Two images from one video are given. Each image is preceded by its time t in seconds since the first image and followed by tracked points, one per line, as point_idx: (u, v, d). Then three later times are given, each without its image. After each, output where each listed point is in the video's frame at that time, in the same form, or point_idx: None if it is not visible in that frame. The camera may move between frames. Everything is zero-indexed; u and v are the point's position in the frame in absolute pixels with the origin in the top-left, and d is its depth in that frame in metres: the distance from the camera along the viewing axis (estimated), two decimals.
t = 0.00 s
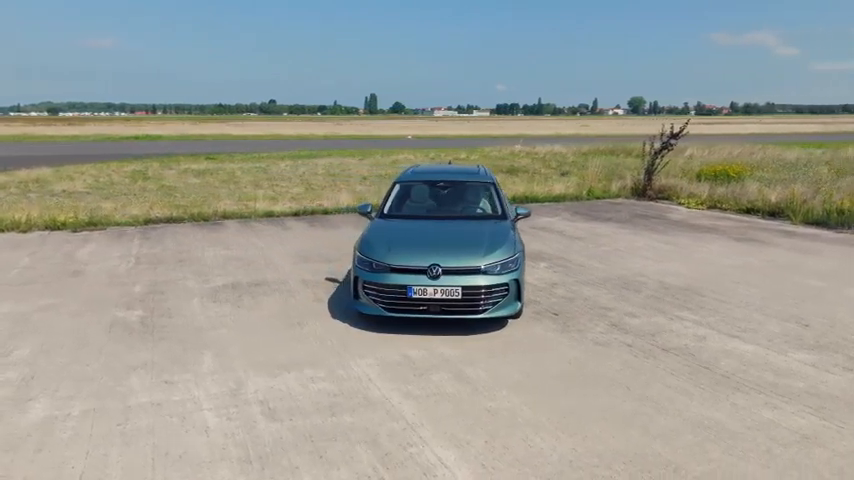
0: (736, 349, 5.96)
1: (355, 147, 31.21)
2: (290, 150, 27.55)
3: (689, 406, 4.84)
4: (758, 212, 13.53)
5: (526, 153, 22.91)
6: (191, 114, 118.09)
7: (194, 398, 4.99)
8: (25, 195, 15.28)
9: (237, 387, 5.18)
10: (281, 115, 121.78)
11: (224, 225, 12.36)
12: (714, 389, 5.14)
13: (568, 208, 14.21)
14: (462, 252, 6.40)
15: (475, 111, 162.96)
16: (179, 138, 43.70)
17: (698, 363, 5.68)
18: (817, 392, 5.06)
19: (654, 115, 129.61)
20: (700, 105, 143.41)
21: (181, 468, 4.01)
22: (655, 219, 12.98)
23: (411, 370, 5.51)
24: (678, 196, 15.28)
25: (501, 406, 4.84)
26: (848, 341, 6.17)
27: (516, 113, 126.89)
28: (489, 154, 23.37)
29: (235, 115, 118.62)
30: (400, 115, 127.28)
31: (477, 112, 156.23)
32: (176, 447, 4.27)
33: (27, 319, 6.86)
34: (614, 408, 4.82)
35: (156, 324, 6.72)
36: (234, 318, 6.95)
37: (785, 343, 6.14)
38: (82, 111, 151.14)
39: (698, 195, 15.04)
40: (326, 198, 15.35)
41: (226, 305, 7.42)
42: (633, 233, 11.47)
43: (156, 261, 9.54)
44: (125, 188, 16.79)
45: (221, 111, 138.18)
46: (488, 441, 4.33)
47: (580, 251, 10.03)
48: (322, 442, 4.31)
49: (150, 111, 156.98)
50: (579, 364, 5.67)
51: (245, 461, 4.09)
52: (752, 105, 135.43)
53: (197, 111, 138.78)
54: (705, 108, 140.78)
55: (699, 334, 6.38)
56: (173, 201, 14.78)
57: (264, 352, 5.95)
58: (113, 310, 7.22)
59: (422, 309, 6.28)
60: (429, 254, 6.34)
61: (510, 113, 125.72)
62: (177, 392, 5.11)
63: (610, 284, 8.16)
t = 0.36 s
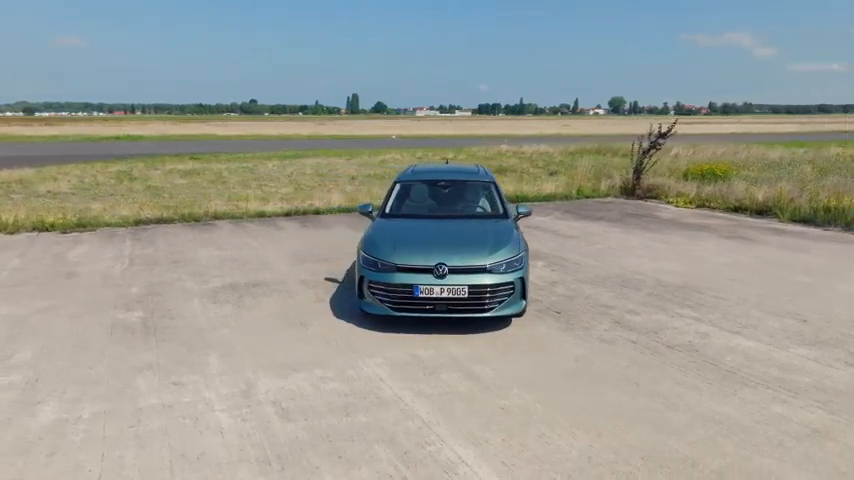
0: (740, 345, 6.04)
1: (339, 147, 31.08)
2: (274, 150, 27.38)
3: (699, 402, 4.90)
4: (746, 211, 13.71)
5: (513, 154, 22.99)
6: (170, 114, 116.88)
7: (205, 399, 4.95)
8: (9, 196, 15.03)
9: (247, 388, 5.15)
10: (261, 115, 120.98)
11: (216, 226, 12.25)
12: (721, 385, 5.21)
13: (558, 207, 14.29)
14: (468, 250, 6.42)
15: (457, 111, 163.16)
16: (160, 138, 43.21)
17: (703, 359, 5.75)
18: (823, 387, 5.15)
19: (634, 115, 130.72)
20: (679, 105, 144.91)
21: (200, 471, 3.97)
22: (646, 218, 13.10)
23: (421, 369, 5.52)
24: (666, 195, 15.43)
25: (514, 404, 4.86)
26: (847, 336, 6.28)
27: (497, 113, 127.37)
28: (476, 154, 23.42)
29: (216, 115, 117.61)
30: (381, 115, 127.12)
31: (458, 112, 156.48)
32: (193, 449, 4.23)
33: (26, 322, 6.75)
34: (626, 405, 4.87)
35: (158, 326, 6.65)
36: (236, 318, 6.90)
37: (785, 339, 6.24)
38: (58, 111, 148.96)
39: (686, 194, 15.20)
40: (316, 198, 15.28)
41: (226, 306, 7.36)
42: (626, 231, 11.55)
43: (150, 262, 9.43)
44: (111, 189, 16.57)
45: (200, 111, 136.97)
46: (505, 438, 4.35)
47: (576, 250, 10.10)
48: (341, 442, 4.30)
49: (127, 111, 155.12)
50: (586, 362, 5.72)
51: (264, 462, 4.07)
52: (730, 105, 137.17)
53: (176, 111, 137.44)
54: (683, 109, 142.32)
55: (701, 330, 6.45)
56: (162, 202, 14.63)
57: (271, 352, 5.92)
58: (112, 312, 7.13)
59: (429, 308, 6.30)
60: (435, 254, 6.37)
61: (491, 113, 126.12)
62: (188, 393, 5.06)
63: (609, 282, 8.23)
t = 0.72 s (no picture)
0: (743, 342, 6.12)
1: (324, 147, 30.93)
2: (259, 150, 27.18)
3: (709, 398, 4.96)
4: (734, 209, 13.88)
5: (500, 153, 23.06)
6: (148, 115, 115.64)
7: (217, 400, 4.91)
8: None
9: (258, 388, 5.11)
10: (241, 115, 120.10)
11: (208, 226, 12.13)
12: (728, 381, 5.27)
13: (549, 206, 14.36)
14: (474, 249, 6.44)
15: (439, 110, 163.06)
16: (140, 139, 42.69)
17: (709, 355, 5.82)
18: (828, 381, 5.23)
19: (615, 115, 131.66)
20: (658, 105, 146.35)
21: (219, 472, 3.94)
22: (637, 217, 13.21)
23: (431, 368, 5.52)
24: (654, 194, 15.58)
25: (527, 402, 4.88)
26: (845, 331, 6.39)
27: (478, 113, 127.70)
28: (463, 154, 23.45)
29: (196, 115, 116.40)
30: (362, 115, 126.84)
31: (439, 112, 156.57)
32: (210, 450, 4.20)
33: (24, 324, 6.65)
34: (638, 401, 4.91)
35: (160, 327, 6.58)
36: (239, 319, 6.85)
37: (786, 334, 6.33)
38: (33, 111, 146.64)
39: (674, 192, 15.36)
40: (307, 198, 15.20)
41: (227, 306, 7.30)
42: (619, 230, 11.64)
43: (145, 263, 9.33)
44: (97, 190, 16.35)
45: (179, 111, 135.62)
46: (522, 436, 4.36)
47: (571, 248, 10.16)
48: (359, 442, 4.29)
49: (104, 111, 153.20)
50: (594, 359, 5.76)
51: (284, 462, 4.05)
52: (708, 106, 138.80)
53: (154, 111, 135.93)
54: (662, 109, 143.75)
55: (703, 327, 6.52)
56: (151, 202, 14.48)
57: (279, 352, 5.89)
58: (112, 313, 7.04)
59: (435, 308, 6.31)
60: (441, 253, 6.38)
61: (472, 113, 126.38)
62: (198, 394, 5.02)
63: (607, 280, 8.29)
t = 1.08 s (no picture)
0: (745, 338, 6.21)
1: (309, 147, 30.77)
2: (244, 150, 26.98)
3: (719, 394, 5.02)
4: (722, 208, 14.06)
5: (487, 153, 23.13)
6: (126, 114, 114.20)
7: (229, 402, 4.87)
8: None
9: (270, 389, 5.08)
10: (221, 115, 119.14)
11: (199, 227, 12.02)
12: (736, 377, 5.34)
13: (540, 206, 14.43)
14: (479, 249, 6.46)
15: (420, 110, 163.15)
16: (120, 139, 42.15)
17: (713, 352, 5.89)
18: (831, 376, 5.33)
19: (595, 115, 132.67)
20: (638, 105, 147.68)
21: (240, 474, 3.91)
22: (628, 216, 13.32)
23: (441, 367, 5.53)
24: (643, 194, 15.72)
25: (541, 401, 4.90)
26: (844, 327, 6.50)
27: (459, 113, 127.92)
28: (450, 154, 23.49)
29: (175, 115, 115.36)
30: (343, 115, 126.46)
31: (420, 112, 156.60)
32: (228, 453, 4.16)
33: (23, 328, 6.54)
34: (649, 399, 4.96)
35: (162, 329, 6.51)
36: (242, 320, 6.80)
37: (786, 331, 6.43)
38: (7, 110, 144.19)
39: (663, 191, 15.51)
40: (298, 198, 15.12)
41: (229, 308, 7.25)
42: (612, 229, 11.73)
43: (140, 265, 9.22)
44: (83, 190, 16.12)
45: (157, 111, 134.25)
46: (539, 434, 4.39)
47: (567, 247, 10.22)
48: (377, 442, 4.28)
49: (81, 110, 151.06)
50: (601, 357, 5.80)
51: (304, 463, 4.03)
52: (686, 106, 140.31)
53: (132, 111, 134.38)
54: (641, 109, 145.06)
55: (705, 324, 6.60)
56: (139, 203, 14.31)
57: (286, 353, 5.86)
58: (112, 316, 6.95)
59: (441, 307, 6.32)
60: (447, 252, 6.38)
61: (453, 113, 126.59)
62: (210, 396, 4.98)
63: (606, 279, 8.35)
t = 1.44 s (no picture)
0: (748, 335, 6.29)
1: (294, 147, 30.59)
2: (228, 151, 26.75)
3: (728, 390, 5.09)
4: (711, 207, 14.24)
5: (474, 153, 23.19)
6: (103, 114, 112.75)
7: (243, 404, 4.84)
8: None
9: (283, 391, 5.06)
10: (200, 115, 118.04)
11: (191, 228, 11.91)
12: (743, 373, 5.42)
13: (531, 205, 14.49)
14: (486, 248, 6.48)
15: (402, 110, 162.99)
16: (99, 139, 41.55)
17: (719, 349, 5.96)
18: (835, 371, 5.42)
19: (575, 115, 133.58)
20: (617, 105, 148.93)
21: (262, 476, 3.89)
22: (619, 215, 13.43)
23: (451, 367, 5.54)
24: (632, 193, 15.87)
25: (554, 399, 4.93)
26: (842, 324, 6.62)
27: (440, 113, 127.97)
28: (437, 154, 23.49)
29: (154, 115, 114.08)
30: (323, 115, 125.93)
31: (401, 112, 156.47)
32: (247, 455, 4.13)
33: (23, 331, 6.44)
34: (661, 396, 5.01)
35: (166, 331, 6.45)
36: (246, 322, 6.75)
37: (787, 327, 6.53)
38: None
39: (651, 191, 15.67)
40: (288, 198, 15.04)
41: (231, 309, 7.20)
42: (605, 228, 11.82)
43: (135, 266, 9.12)
44: (69, 191, 15.89)
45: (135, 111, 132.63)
46: (557, 432, 4.42)
47: (563, 246, 10.28)
48: (397, 442, 4.28)
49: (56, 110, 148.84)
50: (609, 355, 5.85)
51: (326, 464, 4.02)
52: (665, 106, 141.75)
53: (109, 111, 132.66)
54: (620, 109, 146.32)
55: (707, 321, 6.68)
56: (128, 204, 14.13)
57: (295, 354, 5.83)
58: (112, 318, 6.87)
59: (448, 307, 6.33)
60: (454, 252, 6.39)
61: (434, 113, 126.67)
62: (223, 399, 4.94)
63: (604, 277, 8.42)
